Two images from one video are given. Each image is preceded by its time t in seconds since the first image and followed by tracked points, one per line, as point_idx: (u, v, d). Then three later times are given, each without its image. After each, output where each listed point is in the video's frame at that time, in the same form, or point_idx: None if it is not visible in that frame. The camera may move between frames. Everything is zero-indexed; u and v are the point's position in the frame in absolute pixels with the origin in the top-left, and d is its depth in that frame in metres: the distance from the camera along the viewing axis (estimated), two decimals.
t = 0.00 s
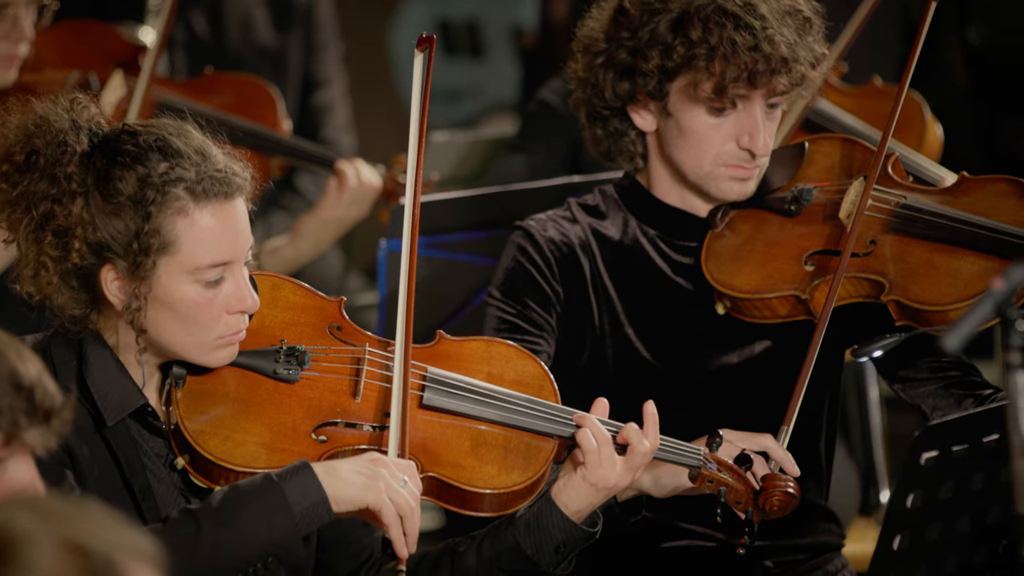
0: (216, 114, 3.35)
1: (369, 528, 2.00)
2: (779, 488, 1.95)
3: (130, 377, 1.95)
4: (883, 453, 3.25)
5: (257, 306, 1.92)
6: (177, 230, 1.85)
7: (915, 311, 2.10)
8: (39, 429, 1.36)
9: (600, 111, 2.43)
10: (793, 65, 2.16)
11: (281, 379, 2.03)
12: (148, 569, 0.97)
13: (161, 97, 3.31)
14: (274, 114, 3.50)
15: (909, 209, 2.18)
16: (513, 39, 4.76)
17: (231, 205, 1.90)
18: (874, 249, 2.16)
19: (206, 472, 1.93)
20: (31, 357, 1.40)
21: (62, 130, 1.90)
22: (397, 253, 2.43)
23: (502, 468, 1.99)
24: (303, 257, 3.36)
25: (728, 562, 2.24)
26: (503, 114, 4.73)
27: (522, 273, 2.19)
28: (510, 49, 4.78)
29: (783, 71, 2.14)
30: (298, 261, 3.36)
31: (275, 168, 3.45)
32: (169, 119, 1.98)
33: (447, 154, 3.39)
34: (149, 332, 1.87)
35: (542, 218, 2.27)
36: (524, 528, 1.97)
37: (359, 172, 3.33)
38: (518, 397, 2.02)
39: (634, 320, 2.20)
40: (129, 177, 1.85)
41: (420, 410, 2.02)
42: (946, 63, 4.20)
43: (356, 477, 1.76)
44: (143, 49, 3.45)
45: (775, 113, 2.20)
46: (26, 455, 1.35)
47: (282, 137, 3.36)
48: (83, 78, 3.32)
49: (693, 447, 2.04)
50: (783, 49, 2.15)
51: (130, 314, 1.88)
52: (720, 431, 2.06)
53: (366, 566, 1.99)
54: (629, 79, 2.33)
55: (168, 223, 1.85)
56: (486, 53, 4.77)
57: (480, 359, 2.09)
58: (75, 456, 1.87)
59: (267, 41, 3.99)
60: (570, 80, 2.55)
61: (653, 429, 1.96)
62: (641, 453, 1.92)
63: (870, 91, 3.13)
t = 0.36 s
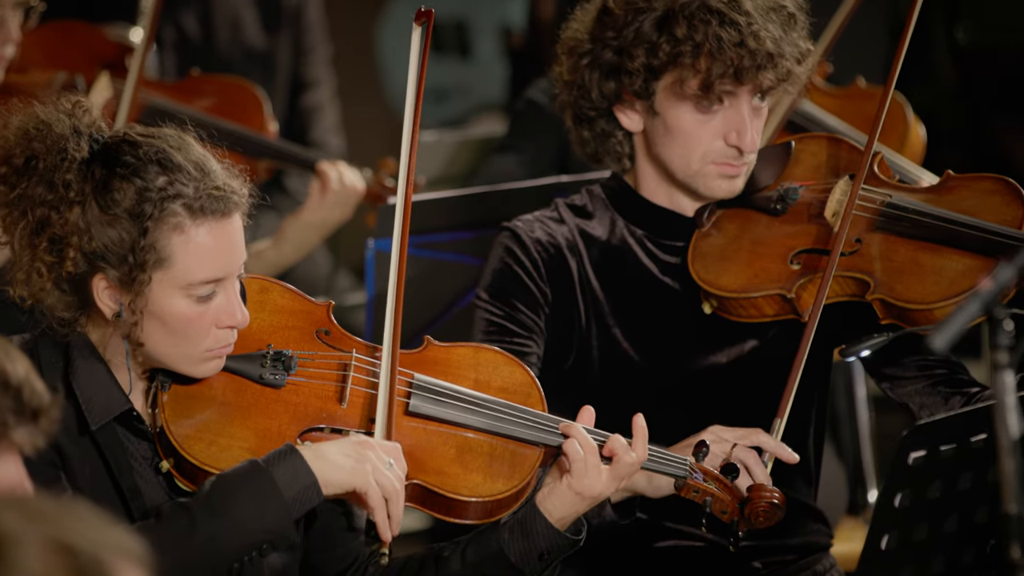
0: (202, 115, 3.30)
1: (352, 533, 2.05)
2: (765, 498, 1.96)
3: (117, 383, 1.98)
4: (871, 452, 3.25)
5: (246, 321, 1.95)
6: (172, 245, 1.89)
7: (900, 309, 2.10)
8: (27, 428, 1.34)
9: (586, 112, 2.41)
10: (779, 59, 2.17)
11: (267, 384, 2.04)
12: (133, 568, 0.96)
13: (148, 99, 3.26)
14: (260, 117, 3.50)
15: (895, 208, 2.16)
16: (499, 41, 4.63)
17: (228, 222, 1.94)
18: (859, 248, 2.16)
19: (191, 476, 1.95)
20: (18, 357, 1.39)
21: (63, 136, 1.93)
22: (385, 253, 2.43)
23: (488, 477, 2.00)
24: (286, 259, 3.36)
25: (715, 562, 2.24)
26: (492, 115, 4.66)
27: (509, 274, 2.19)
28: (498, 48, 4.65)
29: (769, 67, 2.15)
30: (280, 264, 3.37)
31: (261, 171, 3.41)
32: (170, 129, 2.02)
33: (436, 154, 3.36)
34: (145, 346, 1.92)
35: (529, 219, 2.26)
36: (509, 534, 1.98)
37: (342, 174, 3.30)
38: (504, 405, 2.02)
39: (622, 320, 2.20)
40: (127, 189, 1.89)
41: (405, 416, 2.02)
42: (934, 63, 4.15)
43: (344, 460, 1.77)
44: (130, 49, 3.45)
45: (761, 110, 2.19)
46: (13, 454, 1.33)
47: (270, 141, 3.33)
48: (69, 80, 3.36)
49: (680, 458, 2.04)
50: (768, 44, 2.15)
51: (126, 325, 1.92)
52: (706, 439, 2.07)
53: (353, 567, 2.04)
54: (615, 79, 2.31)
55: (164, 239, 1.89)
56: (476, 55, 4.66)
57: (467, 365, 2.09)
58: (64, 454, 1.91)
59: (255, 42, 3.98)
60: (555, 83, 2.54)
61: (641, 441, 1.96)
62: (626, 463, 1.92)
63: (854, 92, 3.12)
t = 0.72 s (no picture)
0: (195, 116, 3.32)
1: (343, 534, 2.07)
2: (756, 498, 1.96)
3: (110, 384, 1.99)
4: (862, 451, 3.27)
5: (238, 325, 1.96)
6: (166, 248, 1.89)
7: (890, 302, 2.10)
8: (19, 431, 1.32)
9: (576, 112, 2.39)
10: (768, 54, 2.18)
11: (259, 385, 2.04)
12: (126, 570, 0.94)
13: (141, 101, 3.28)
14: (252, 117, 3.49)
15: (884, 202, 2.18)
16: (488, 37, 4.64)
17: (222, 226, 1.94)
18: (849, 242, 2.19)
19: (182, 476, 1.96)
20: (9, 358, 1.34)
21: (59, 137, 1.93)
22: (377, 253, 2.43)
23: (479, 478, 2.01)
24: (275, 258, 3.32)
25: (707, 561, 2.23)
26: (484, 116, 4.63)
27: (498, 274, 2.19)
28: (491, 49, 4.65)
29: (759, 60, 2.16)
30: (270, 264, 3.34)
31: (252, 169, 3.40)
32: (166, 132, 2.02)
33: (427, 154, 3.46)
34: (138, 347, 1.92)
35: (518, 219, 2.26)
36: (496, 533, 1.97)
37: (319, 165, 3.33)
38: (495, 405, 2.03)
39: (613, 320, 2.21)
40: (123, 191, 1.90)
41: (397, 418, 2.02)
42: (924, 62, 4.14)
43: (337, 459, 1.78)
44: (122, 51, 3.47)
45: (752, 106, 2.19)
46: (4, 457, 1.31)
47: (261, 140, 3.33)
48: (61, 80, 3.32)
49: (673, 458, 2.05)
50: (758, 38, 2.17)
51: (121, 326, 1.93)
52: (697, 439, 2.06)
53: (344, 567, 2.05)
54: (606, 77, 2.30)
55: (158, 241, 1.89)
56: (467, 55, 4.65)
57: (459, 366, 2.09)
58: (58, 456, 1.90)
59: (246, 43, 3.99)
60: (545, 84, 2.52)
61: (639, 446, 1.98)
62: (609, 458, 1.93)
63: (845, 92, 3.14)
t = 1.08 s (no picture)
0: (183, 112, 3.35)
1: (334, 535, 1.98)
2: (746, 497, 1.98)
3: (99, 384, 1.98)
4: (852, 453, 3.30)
5: (228, 324, 1.96)
6: (156, 247, 1.91)
7: (880, 295, 2.12)
8: (6, 427, 1.36)
9: (563, 111, 2.38)
10: (756, 51, 2.19)
11: (249, 385, 2.04)
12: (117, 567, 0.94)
13: (128, 97, 3.31)
14: (241, 114, 3.48)
15: (872, 196, 2.20)
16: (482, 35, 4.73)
17: (212, 224, 1.95)
18: (837, 237, 2.19)
19: (173, 477, 1.95)
20: None
21: (49, 137, 1.94)
22: (366, 252, 2.42)
23: (470, 478, 2.00)
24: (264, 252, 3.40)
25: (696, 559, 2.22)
26: (474, 116, 4.71)
27: (487, 274, 2.18)
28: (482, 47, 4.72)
29: (746, 57, 2.17)
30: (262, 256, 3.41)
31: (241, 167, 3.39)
32: (156, 131, 2.03)
33: (419, 153, 3.52)
34: (128, 346, 1.92)
35: (506, 219, 2.25)
36: (487, 532, 1.99)
37: (309, 161, 3.27)
38: (487, 406, 2.02)
39: (601, 319, 2.20)
40: (113, 190, 1.91)
41: (388, 417, 2.03)
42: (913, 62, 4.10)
43: (319, 484, 1.75)
44: (109, 48, 3.48)
45: (739, 103, 2.20)
46: None
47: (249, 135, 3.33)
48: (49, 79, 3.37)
49: (662, 456, 2.05)
50: (745, 35, 2.18)
51: (111, 326, 1.93)
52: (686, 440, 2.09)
53: (335, 566, 1.98)
54: (593, 75, 2.30)
55: (148, 240, 1.90)
56: (458, 54, 4.71)
57: (450, 366, 2.09)
58: (42, 460, 1.91)
59: (236, 45, 4.00)
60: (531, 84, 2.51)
61: (627, 444, 1.98)
62: (600, 457, 1.93)
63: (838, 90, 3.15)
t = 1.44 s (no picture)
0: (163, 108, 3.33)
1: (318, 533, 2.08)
2: (730, 493, 1.96)
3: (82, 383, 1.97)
4: (835, 452, 3.31)
5: (211, 320, 1.96)
6: (138, 244, 1.91)
7: (862, 295, 2.12)
8: None
9: (546, 110, 2.38)
10: (739, 52, 2.18)
11: (232, 384, 2.05)
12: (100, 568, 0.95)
13: (107, 94, 3.31)
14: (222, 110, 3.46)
15: (854, 196, 2.21)
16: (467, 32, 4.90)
17: (193, 221, 1.96)
18: (819, 237, 2.20)
19: (157, 476, 1.95)
20: None
21: (29, 135, 1.94)
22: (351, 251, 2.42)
23: (453, 475, 2.00)
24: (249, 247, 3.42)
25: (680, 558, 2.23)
26: (459, 115, 4.81)
27: (470, 276, 2.18)
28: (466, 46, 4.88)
29: (729, 59, 2.16)
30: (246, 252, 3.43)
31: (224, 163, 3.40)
32: (136, 128, 2.03)
33: (405, 152, 3.48)
34: (110, 344, 1.92)
35: (488, 220, 2.25)
36: (471, 529, 1.99)
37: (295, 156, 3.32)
38: (470, 404, 2.02)
39: (584, 319, 2.20)
40: (93, 188, 1.91)
41: (370, 415, 2.02)
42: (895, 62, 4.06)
43: (294, 514, 1.74)
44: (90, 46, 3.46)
45: (722, 104, 2.19)
46: None
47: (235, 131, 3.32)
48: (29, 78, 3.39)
49: (645, 453, 2.05)
50: (728, 36, 2.16)
51: (93, 323, 1.92)
52: (671, 436, 2.08)
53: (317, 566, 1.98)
54: (575, 75, 2.29)
55: (130, 237, 1.90)
56: (443, 54, 4.88)
57: (432, 364, 2.09)
58: (19, 463, 1.91)
59: (219, 46, 3.99)
60: (514, 82, 2.50)
61: (609, 439, 1.97)
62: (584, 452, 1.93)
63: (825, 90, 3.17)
